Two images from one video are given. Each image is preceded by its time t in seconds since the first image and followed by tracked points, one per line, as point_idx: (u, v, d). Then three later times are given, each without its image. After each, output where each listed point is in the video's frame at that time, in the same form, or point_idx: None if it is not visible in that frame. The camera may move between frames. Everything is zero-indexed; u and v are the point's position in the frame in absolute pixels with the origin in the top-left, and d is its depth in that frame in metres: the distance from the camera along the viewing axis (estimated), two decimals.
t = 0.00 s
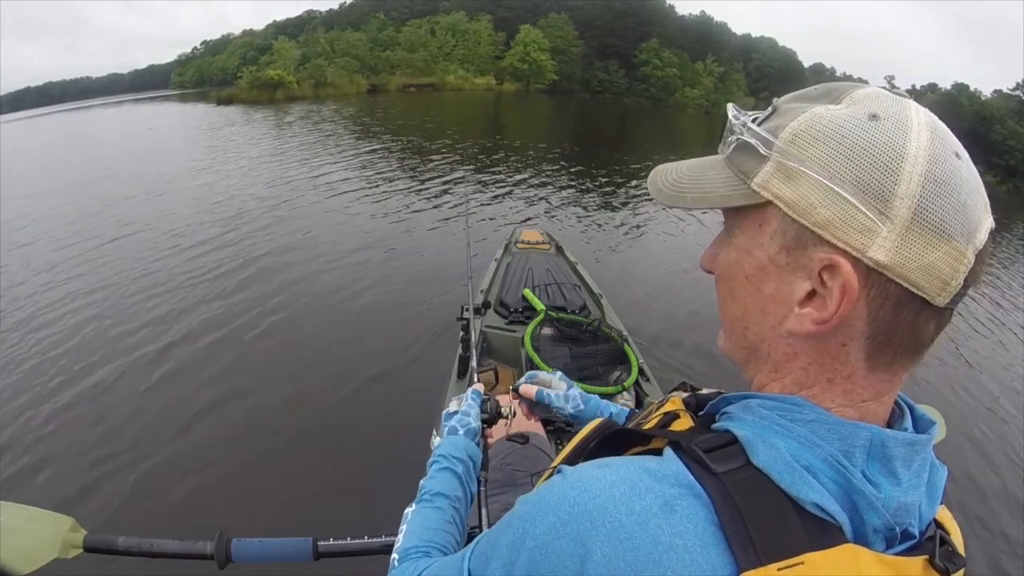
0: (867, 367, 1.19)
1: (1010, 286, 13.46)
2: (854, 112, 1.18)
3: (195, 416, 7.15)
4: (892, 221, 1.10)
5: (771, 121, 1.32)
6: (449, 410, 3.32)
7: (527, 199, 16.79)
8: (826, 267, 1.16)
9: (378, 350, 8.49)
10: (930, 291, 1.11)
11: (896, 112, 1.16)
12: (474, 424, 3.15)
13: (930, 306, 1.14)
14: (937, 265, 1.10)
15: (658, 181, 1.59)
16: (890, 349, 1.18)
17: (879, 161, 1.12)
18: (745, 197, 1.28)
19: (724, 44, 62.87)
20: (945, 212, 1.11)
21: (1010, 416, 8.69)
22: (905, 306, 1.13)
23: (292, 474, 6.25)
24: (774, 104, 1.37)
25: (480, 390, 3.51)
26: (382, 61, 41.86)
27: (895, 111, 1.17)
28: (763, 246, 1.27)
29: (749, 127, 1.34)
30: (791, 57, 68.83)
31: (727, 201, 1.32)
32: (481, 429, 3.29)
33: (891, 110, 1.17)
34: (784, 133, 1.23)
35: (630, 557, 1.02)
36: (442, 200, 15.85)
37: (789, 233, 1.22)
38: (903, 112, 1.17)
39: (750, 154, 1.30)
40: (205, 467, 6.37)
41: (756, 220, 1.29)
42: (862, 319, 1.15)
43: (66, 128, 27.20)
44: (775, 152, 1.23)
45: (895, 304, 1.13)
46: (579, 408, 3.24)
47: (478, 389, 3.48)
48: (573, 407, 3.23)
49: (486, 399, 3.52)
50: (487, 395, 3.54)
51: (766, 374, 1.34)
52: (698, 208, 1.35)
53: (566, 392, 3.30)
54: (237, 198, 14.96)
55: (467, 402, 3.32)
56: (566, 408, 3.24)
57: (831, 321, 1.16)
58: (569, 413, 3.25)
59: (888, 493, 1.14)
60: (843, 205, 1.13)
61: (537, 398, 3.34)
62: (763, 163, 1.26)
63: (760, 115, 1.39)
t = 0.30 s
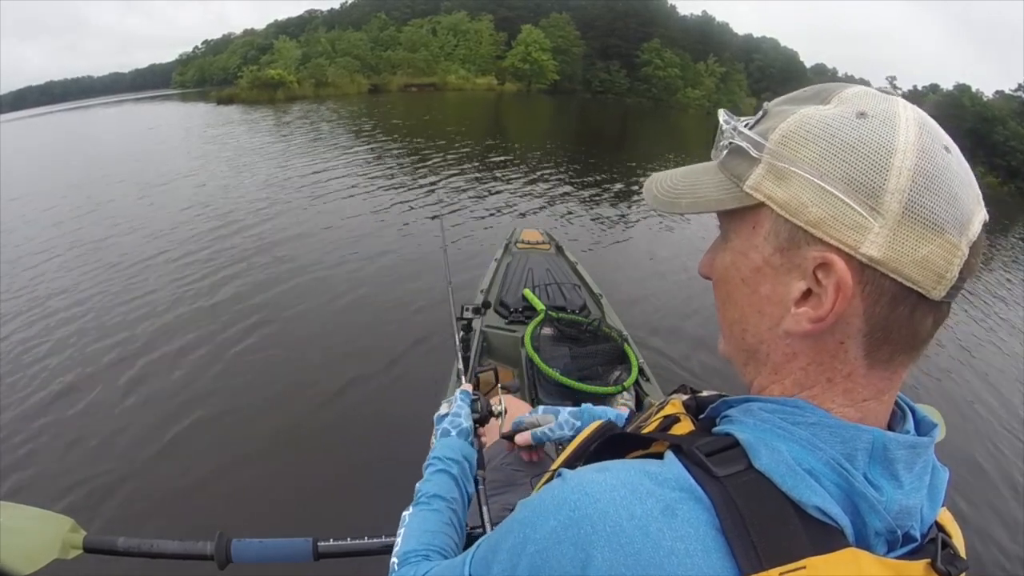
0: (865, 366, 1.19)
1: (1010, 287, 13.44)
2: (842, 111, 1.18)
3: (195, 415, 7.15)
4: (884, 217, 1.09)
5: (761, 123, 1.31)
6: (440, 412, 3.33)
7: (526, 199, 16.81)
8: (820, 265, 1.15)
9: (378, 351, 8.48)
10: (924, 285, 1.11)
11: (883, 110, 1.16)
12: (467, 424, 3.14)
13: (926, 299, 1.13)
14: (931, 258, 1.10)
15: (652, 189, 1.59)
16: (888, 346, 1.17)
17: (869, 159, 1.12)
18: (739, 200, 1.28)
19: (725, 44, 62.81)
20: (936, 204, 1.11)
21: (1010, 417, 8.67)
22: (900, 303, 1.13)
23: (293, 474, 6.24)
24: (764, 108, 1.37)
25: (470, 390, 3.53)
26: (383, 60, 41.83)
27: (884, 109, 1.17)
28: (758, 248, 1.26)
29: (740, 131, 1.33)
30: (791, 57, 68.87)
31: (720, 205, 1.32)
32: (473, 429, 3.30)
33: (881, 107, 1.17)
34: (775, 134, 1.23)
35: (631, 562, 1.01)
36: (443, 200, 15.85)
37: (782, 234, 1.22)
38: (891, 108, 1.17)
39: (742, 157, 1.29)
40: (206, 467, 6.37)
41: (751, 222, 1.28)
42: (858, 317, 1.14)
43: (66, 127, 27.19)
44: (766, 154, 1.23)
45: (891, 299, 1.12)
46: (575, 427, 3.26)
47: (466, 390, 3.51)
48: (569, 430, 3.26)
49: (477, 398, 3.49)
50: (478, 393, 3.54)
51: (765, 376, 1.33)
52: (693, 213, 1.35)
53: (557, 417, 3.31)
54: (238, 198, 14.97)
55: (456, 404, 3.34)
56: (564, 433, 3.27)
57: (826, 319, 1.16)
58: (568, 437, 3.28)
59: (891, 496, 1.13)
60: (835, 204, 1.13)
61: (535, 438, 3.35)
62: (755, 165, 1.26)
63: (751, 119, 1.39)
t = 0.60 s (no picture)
0: (862, 363, 1.18)
1: (1012, 288, 13.43)
2: (835, 110, 1.18)
3: (196, 415, 7.16)
4: (877, 213, 1.09)
5: (756, 123, 1.31)
6: (447, 411, 3.31)
7: (527, 199, 16.81)
8: (815, 262, 1.15)
9: (378, 351, 8.49)
10: (920, 280, 1.10)
11: (875, 108, 1.17)
12: (469, 428, 3.14)
13: (921, 295, 1.13)
14: (925, 253, 1.10)
15: (648, 189, 1.58)
16: (883, 342, 1.16)
17: (862, 156, 1.12)
18: (734, 199, 1.28)
19: (727, 45, 62.77)
20: (930, 201, 1.11)
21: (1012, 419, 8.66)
22: (895, 299, 1.12)
23: (293, 474, 6.25)
24: (758, 107, 1.38)
25: (479, 394, 3.51)
26: (384, 60, 41.82)
27: (875, 108, 1.17)
28: (753, 246, 1.26)
29: (735, 130, 1.34)
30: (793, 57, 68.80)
31: (716, 203, 1.31)
32: (477, 432, 3.29)
33: (872, 107, 1.18)
34: (769, 134, 1.24)
35: (630, 560, 1.01)
36: (443, 200, 15.86)
37: (777, 231, 1.22)
38: (883, 107, 1.18)
39: (737, 157, 1.29)
40: (206, 466, 6.38)
41: (746, 220, 1.28)
42: (853, 314, 1.14)
43: (67, 127, 27.20)
44: (760, 153, 1.23)
45: (886, 295, 1.12)
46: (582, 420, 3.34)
47: (476, 394, 3.48)
48: (578, 422, 3.31)
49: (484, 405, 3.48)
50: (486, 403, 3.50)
51: (761, 374, 1.32)
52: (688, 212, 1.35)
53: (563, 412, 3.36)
54: (239, 198, 14.98)
55: (465, 406, 3.32)
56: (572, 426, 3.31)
57: (822, 316, 1.15)
58: (576, 430, 3.32)
59: (888, 493, 1.13)
60: (829, 201, 1.13)
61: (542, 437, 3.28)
62: (749, 164, 1.26)
63: (745, 119, 1.39)
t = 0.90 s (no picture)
0: (865, 364, 1.17)
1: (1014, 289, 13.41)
2: (834, 111, 1.18)
3: (196, 415, 7.16)
4: (878, 213, 1.09)
5: (755, 127, 1.31)
6: (448, 411, 3.30)
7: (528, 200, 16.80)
8: (816, 264, 1.14)
9: (379, 351, 8.48)
10: (921, 281, 1.10)
11: (875, 109, 1.16)
12: (473, 425, 3.14)
13: (922, 295, 1.13)
14: (926, 253, 1.09)
15: (649, 193, 1.58)
16: (886, 343, 1.15)
17: (862, 157, 1.12)
18: (734, 202, 1.28)
19: (729, 45, 62.75)
20: (930, 200, 1.10)
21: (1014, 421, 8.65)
22: (898, 299, 1.12)
23: (293, 474, 6.24)
24: (758, 110, 1.37)
25: (479, 389, 3.49)
26: (385, 60, 41.79)
27: (875, 108, 1.17)
28: (755, 248, 1.25)
29: (735, 134, 1.33)
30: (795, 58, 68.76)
31: (716, 207, 1.31)
32: (481, 430, 3.28)
33: (871, 108, 1.17)
34: (768, 137, 1.23)
35: (631, 564, 1.00)
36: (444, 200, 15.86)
37: (778, 233, 1.21)
38: (882, 108, 1.17)
39: (736, 161, 1.29)
40: (206, 467, 6.38)
41: (746, 223, 1.27)
42: (855, 314, 1.13)
43: (68, 127, 27.22)
44: (761, 155, 1.23)
45: (887, 295, 1.11)
46: (588, 407, 3.31)
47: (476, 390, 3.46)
48: (581, 407, 3.30)
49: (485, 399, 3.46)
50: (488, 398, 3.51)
51: (764, 377, 1.31)
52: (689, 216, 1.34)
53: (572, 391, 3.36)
54: (240, 198, 14.97)
55: (466, 403, 3.30)
56: (575, 408, 3.31)
57: (823, 318, 1.15)
58: (578, 413, 3.31)
59: (891, 497, 1.13)
60: (829, 202, 1.12)
61: (545, 402, 3.33)
62: (750, 166, 1.26)
63: (745, 123, 1.39)
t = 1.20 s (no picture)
0: (859, 358, 1.17)
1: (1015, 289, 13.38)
2: (809, 111, 1.20)
3: (196, 415, 7.17)
4: (858, 204, 1.09)
5: (735, 133, 1.33)
6: (444, 414, 3.29)
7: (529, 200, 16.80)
8: (803, 260, 1.15)
9: (379, 351, 8.48)
10: (908, 268, 1.09)
11: (849, 106, 1.18)
12: (469, 427, 3.13)
13: (912, 283, 1.12)
14: (910, 240, 1.09)
15: (640, 207, 1.58)
16: (879, 336, 1.15)
17: (839, 152, 1.13)
18: (720, 206, 1.28)
19: (731, 45, 62.71)
20: (911, 186, 1.10)
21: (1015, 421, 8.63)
22: (887, 289, 1.11)
23: (294, 474, 6.25)
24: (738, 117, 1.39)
25: (472, 390, 3.49)
26: (386, 60, 41.75)
27: (848, 105, 1.18)
28: (743, 250, 1.25)
29: (717, 141, 1.34)
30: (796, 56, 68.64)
31: (704, 212, 1.31)
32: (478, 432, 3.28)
33: (845, 105, 1.19)
34: (747, 141, 1.25)
35: (631, 564, 1.00)
36: (445, 200, 15.86)
37: (764, 233, 1.21)
38: (857, 104, 1.19)
39: (720, 167, 1.30)
40: (207, 466, 6.38)
41: (734, 226, 1.27)
42: (846, 308, 1.12)
43: (69, 127, 27.24)
44: (742, 158, 1.24)
45: (876, 286, 1.11)
46: (566, 413, 3.41)
47: (469, 391, 3.46)
48: (560, 413, 3.43)
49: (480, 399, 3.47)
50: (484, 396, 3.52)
51: (760, 378, 1.31)
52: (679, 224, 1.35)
53: (554, 397, 3.48)
54: (241, 198, 14.97)
55: (460, 406, 3.30)
56: (554, 414, 3.45)
57: (813, 315, 1.15)
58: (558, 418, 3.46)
59: (891, 497, 1.12)
60: (809, 198, 1.13)
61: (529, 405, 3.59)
62: (732, 171, 1.27)
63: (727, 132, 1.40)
